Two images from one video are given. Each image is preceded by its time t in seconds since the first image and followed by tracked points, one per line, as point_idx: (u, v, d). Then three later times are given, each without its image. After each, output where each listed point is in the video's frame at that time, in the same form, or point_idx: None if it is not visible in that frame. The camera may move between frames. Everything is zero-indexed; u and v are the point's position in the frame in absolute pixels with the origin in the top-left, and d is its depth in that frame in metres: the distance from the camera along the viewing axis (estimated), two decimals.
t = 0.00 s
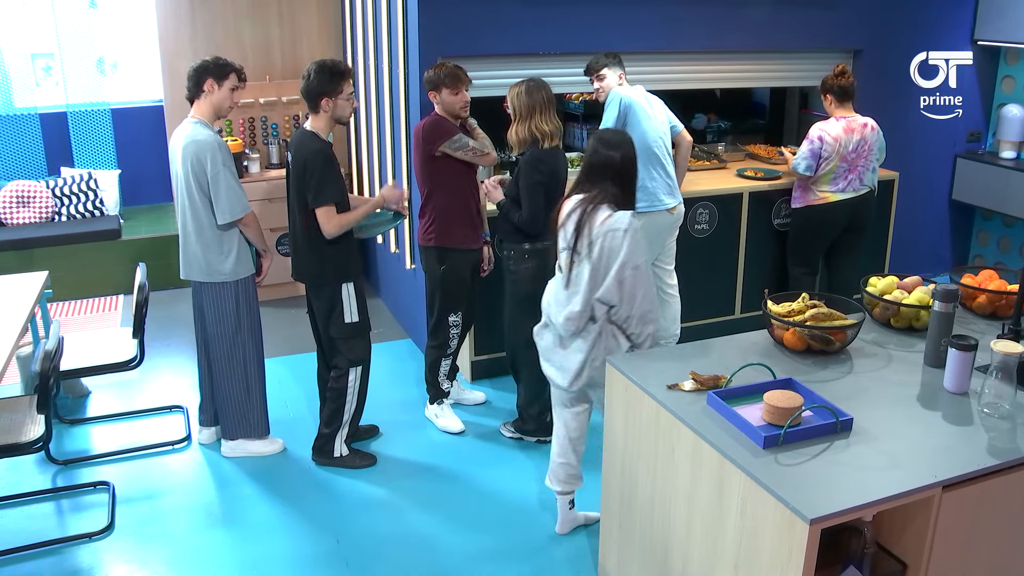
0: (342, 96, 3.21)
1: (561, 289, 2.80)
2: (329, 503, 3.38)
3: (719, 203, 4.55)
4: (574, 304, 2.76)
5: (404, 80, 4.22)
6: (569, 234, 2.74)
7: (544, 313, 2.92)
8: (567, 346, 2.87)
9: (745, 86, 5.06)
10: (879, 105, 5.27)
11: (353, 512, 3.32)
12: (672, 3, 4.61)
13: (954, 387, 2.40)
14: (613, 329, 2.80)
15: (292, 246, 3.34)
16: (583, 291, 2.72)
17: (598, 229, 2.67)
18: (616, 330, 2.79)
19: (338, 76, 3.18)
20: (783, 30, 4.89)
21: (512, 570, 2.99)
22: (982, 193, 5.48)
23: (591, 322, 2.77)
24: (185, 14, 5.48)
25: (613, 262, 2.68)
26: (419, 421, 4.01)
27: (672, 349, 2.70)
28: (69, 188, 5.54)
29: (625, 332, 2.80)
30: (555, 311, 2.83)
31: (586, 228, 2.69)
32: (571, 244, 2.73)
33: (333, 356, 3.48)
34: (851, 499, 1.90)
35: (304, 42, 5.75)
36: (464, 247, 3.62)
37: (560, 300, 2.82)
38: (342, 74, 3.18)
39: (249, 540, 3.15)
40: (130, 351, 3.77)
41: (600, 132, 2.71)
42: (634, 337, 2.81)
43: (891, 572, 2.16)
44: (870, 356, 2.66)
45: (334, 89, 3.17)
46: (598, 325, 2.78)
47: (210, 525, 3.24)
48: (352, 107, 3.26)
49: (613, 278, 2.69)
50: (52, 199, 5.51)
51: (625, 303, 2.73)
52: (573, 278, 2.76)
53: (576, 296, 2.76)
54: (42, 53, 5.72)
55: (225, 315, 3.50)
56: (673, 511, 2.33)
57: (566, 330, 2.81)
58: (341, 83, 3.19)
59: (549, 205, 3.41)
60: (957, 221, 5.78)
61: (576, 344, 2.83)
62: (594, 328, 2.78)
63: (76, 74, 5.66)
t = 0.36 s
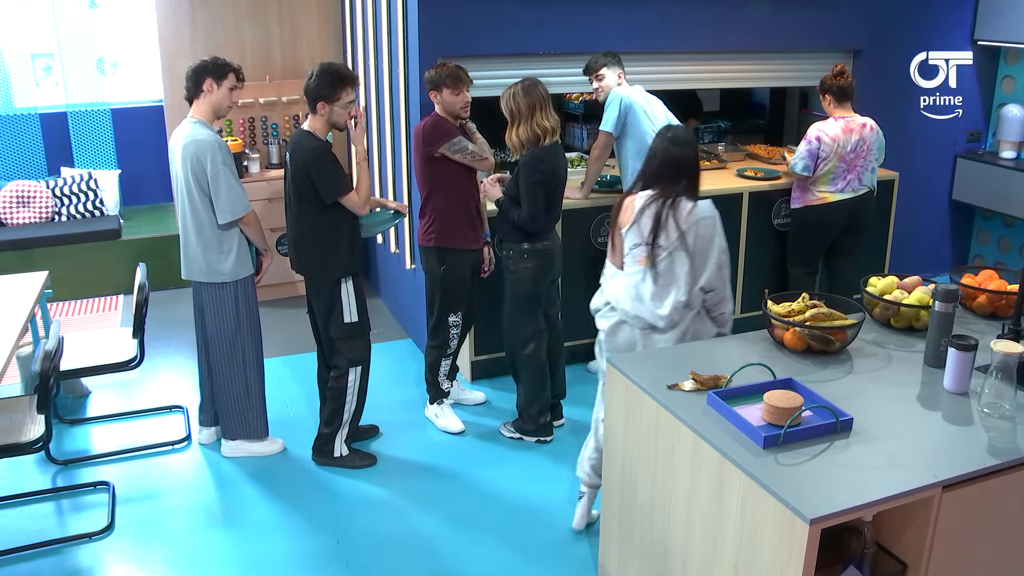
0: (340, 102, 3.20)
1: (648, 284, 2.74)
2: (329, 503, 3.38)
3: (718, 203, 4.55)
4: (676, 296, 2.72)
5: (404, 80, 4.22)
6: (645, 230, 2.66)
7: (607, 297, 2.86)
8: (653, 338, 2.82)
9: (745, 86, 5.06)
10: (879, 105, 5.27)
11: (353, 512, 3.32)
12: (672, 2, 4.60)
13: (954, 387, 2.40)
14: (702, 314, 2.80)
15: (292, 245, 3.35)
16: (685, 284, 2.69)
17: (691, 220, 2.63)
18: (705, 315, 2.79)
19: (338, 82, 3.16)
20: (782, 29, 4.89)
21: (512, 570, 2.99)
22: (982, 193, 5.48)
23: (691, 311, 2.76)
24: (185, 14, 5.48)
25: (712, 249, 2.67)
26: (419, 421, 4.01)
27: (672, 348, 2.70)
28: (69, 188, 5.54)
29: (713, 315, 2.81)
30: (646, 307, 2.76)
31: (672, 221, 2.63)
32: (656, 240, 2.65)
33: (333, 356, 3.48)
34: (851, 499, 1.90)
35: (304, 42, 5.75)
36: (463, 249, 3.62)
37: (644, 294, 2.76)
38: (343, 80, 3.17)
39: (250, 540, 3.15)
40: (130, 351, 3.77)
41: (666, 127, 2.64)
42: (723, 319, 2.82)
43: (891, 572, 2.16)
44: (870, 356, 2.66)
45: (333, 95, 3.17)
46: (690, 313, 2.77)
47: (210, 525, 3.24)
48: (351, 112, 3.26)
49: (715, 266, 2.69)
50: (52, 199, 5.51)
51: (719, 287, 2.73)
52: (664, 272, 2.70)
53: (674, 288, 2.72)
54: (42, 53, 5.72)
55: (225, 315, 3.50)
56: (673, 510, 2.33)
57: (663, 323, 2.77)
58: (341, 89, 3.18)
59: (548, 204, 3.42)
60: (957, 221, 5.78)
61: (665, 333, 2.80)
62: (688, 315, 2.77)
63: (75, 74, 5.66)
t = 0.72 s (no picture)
0: (342, 102, 3.20)
1: (685, 276, 2.86)
2: (329, 503, 3.38)
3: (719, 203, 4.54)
4: (712, 288, 2.84)
5: (405, 80, 4.22)
6: (683, 222, 2.81)
7: (643, 289, 3.00)
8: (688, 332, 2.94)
9: (745, 85, 5.06)
10: (879, 104, 5.27)
11: (353, 512, 3.32)
12: (672, 2, 4.60)
13: (955, 387, 2.40)
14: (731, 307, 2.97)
15: (294, 244, 3.35)
16: (723, 277, 2.83)
17: (733, 216, 2.79)
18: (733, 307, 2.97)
19: (341, 82, 3.17)
20: (782, 29, 4.89)
21: (512, 570, 2.99)
22: (982, 193, 5.48)
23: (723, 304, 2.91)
24: (185, 14, 5.48)
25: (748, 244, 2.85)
26: (420, 421, 4.01)
27: (671, 348, 2.70)
28: (69, 188, 5.54)
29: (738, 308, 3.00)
30: (682, 299, 2.88)
31: (714, 215, 2.77)
32: (697, 233, 2.78)
33: (333, 356, 3.48)
34: (850, 499, 1.90)
35: (304, 42, 5.75)
36: (462, 250, 3.62)
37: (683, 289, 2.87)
38: (346, 80, 3.18)
39: (250, 540, 3.15)
40: (131, 351, 3.77)
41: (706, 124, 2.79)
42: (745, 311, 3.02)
43: (891, 572, 2.16)
44: (870, 356, 2.66)
45: (335, 95, 3.17)
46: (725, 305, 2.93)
47: (210, 525, 3.24)
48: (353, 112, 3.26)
49: (750, 259, 2.87)
50: (52, 199, 5.51)
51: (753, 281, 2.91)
52: (702, 265, 2.82)
53: (711, 281, 2.84)
54: (42, 53, 5.72)
55: (224, 315, 3.50)
56: (673, 510, 2.33)
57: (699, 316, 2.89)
58: (343, 89, 3.18)
59: (551, 201, 3.42)
60: (957, 221, 5.78)
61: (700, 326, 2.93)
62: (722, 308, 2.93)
63: (75, 74, 5.66)
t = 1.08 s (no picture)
0: (341, 99, 3.20)
1: (662, 273, 2.88)
2: (329, 503, 3.38)
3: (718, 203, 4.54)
4: (681, 288, 2.83)
5: (405, 80, 4.22)
6: (668, 220, 2.82)
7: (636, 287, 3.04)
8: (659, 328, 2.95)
9: (745, 85, 5.06)
10: (879, 104, 5.27)
11: (353, 512, 3.32)
12: (671, 2, 4.60)
13: (955, 387, 2.40)
14: (710, 313, 2.89)
15: (295, 243, 3.35)
16: (692, 277, 2.80)
17: (709, 216, 2.73)
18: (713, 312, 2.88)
19: (337, 79, 3.17)
20: (782, 29, 4.89)
21: (511, 570, 2.99)
22: (982, 193, 5.47)
23: (694, 305, 2.86)
24: (185, 14, 5.48)
25: (722, 249, 2.76)
26: (420, 421, 4.01)
27: (672, 349, 2.70)
28: (69, 188, 5.54)
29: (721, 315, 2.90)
30: (657, 295, 2.90)
31: (692, 215, 2.74)
32: (675, 232, 2.77)
33: (333, 356, 3.48)
34: (850, 499, 1.90)
35: (303, 42, 5.75)
36: (462, 251, 3.62)
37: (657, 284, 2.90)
38: (342, 78, 3.18)
39: (249, 540, 3.15)
40: (131, 351, 3.77)
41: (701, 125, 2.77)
42: (733, 322, 2.90)
43: (891, 572, 2.16)
44: (870, 356, 2.66)
45: (333, 92, 3.17)
46: (699, 308, 2.86)
47: (210, 525, 3.24)
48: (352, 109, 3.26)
49: (722, 263, 2.77)
50: (52, 199, 5.51)
51: (729, 287, 2.80)
52: (677, 263, 2.82)
53: (682, 280, 2.83)
54: (41, 53, 5.72)
55: (224, 315, 3.50)
56: (673, 510, 2.33)
57: (668, 313, 2.89)
58: (339, 86, 3.18)
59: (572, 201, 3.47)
60: (957, 221, 5.78)
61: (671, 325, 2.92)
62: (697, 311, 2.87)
63: (75, 74, 5.66)
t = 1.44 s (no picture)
0: (339, 95, 3.20)
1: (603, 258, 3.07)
2: (329, 503, 3.38)
3: (719, 203, 4.54)
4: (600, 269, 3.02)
5: (404, 80, 4.22)
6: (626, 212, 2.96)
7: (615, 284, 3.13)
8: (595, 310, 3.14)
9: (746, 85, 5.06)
10: (879, 104, 5.27)
11: (353, 512, 3.32)
12: (672, 2, 4.60)
13: (955, 387, 2.40)
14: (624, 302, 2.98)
15: (296, 243, 3.35)
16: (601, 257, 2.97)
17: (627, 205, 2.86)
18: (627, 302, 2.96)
19: (332, 76, 3.16)
20: (782, 29, 4.89)
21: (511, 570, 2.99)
22: (982, 193, 5.47)
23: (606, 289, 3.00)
24: (185, 13, 5.48)
25: (621, 238, 2.87)
26: (420, 422, 4.01)
27: (673, 349, 2.70)
28: (69, 188, 5.54)
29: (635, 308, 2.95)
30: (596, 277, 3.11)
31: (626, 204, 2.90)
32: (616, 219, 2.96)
33: (334, 356, 3.48)
34: (851, 499, 1.90)
35: (304, 42, 5.75)
36: (462, 250, 3.62)
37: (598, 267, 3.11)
38: (336, 75, 3.17)
39: (249, 540, 3.15)
40: (131, 351, 3.78)
41: (665, 124, 2.88)
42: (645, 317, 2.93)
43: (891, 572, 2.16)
44: (870, 356, 2.66)
45: (330, 89, 3.17)
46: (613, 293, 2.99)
47: (209, 525, 3.24)
48: (353, 103, 3.26)
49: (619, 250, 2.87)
50: (52, 199, 5.51)
51: (627, 276, 2.87)
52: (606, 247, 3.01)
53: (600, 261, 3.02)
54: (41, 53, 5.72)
55: (223, 315, 3.50)
56: (673, 511, 2.33)
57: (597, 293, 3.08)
58: (335, 82, 3.17)
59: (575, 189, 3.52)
60: (957, 220, 5.78)
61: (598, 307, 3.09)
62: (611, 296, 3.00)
63: (75, 74, 5.66)
